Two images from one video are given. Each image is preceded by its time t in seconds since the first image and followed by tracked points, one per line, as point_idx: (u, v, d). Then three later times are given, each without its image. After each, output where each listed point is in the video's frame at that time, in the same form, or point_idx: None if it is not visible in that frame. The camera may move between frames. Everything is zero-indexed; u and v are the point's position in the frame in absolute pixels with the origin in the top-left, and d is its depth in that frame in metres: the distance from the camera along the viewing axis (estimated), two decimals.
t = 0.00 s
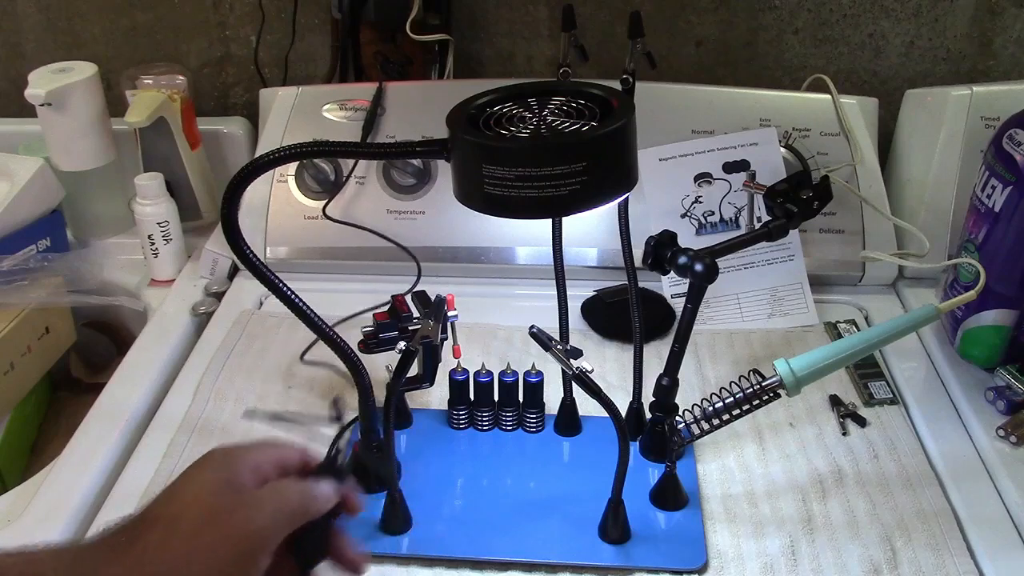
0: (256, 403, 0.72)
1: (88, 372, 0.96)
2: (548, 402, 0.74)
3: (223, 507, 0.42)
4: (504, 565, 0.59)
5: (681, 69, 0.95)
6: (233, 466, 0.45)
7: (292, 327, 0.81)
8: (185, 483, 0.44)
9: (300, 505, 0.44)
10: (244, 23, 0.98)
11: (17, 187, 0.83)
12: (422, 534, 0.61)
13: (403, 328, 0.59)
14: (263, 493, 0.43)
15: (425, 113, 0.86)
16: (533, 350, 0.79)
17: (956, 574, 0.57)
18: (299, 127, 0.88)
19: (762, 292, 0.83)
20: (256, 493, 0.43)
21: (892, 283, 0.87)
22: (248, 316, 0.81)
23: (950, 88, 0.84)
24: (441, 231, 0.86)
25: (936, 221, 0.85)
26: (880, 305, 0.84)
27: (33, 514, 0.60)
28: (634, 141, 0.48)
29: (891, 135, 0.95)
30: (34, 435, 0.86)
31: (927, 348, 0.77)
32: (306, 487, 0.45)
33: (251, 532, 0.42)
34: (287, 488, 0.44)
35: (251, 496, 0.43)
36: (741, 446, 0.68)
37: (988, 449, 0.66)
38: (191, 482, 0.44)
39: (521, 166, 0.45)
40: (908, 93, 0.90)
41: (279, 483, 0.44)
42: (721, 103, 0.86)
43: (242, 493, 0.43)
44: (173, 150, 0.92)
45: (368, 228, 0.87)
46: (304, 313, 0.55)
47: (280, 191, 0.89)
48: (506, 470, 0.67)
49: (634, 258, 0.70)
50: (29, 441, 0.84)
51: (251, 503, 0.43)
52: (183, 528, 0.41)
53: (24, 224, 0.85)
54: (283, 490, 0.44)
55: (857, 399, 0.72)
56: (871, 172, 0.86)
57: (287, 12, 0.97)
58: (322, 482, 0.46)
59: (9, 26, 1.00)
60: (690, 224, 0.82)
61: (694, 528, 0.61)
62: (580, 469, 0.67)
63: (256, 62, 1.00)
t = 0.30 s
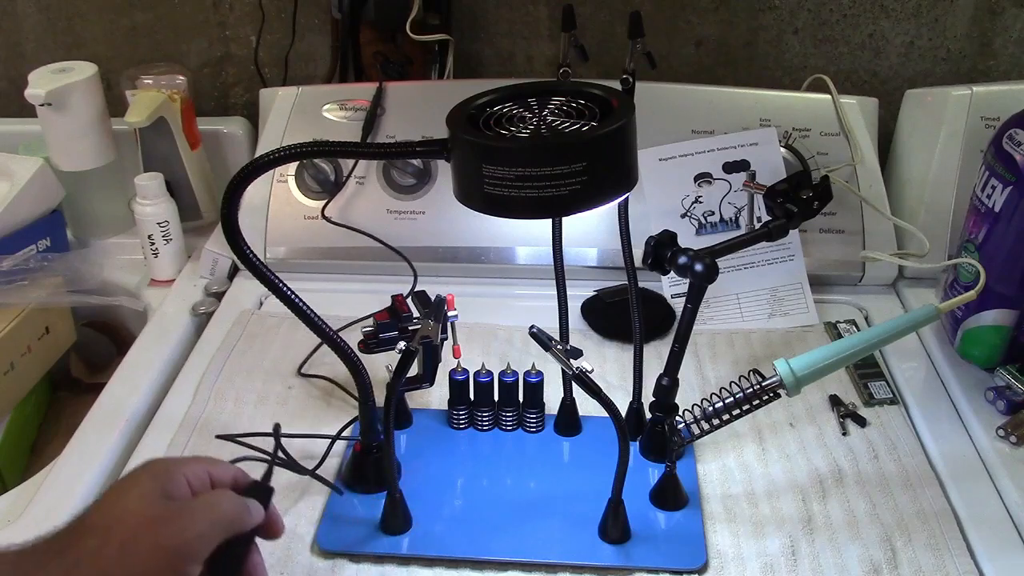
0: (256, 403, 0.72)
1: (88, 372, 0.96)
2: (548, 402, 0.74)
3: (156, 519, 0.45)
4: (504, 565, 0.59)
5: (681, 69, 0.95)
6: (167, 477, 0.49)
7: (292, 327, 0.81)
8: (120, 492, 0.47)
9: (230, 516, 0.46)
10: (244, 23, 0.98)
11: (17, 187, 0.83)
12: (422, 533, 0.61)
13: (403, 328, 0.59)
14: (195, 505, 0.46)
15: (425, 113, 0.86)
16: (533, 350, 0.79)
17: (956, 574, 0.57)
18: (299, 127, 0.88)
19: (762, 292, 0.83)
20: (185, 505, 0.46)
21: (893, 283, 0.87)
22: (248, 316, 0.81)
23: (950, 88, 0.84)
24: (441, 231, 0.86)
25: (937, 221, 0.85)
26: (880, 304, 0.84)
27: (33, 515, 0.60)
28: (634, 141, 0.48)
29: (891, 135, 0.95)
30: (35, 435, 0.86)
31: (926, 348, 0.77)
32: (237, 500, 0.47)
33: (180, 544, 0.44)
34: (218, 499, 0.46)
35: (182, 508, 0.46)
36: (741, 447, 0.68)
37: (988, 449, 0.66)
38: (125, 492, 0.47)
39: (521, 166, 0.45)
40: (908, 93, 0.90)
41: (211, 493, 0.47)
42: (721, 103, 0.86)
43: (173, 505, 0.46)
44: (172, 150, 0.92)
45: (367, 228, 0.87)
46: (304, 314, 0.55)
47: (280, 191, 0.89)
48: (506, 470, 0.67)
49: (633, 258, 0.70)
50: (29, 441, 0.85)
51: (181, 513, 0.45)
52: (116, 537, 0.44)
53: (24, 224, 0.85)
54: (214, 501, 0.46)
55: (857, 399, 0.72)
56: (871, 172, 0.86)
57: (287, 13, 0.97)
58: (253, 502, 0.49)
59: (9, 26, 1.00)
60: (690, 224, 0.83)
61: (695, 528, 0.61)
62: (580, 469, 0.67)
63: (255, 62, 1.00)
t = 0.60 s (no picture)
0: (256, 403, 0.72)
1: (88, 372, 0.96)
2: (548, 402, 0.74)
3: (143, 516, 0.48)
4: (505, 565, 0.59)
5: (681, 69, 0.95)
6: (154, 473, 0.52)
7: (292, 327, 0.81)
8: (108, 487, 0.51)
9: (213, 514, 0.49)
10: (244, 23, 0.98)
11: (17, 187, 0.83)
12: (423, 533, 0.61)
13: (403, 328, 0.59)
14: (178, 502, 0.49)
15: (424, 113, 0.86)
16: (533, 350, 0.79)
17: (956, 574, 0.57)
18: (299, 127, 0.88)
19: (762, 291, 0.83)
20: (171, 500, 0.49)
21: (893, 283, 0.87)
22: (248, 316, 0.81)
23: (949, 88, 0.84)
24: (441, 232, 0.86)
25: (937, 221, 0.85)
26: (880, 304, 0.84)
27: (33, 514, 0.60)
28: (633, 141, 0.48)
29: (891, 135, 0.95)
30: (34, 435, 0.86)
31: (926, 348, 0.77)
32: (222, 496, 0.50)
33: (164, 541, 0.47)
34: (203, 495, 0.49)
35: (167, 504, 0.49)
36: (741, 447, 0.68)
37: (988, 449, 0.66)
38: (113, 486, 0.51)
39: (521, 166, 0.45)
40: (908, 93, 0.90)
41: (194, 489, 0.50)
42: (721, 103, 0.85)
43: (158, 501, 0.49)
44: (172, 150, 0.92)
45: (367, 228, 0.87)
46: (304, 314, 0.55)
47: (280, 191, 0.89)
48: (506, 470, 0.67)
49: (634, 258, 0.70)
50: (29, 441, 0.85)
51: (164, 511, 0.48)
52: (104, 532, 0.48)
53: (24, 224, 0.85)
54: (198, 497, 0.49)
55: (857, 399, 0.72)
56: (871, 172, 0.86)
57: (287, 12, 0.97)
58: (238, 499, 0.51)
59: (9, 26, 1.00)
60: (690, 224, 0.83)
61: (695, 528, 0.61)
62: (579, 470, 0.67)
63: (255, 62, 1.00)
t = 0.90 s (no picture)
0: (256, 403, 0.72)
1: (88, 372, 0.96)
2: (548, 402, 0.74)
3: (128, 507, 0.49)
4: (505, 565, 0.59)
5: (681, 69, 0.95)
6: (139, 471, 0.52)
7: (292, 327, 0.81)
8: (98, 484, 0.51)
9: (198, 504, 0.49)
10: (244, 23, 0.98)
11: (17, 187, 0.83)
12: (423, 533, 0.61)
13: (403, 328, 0.59)
14: (163, 494, 0.49)
15: (424, 113, 0.86)
16: (533, 350, 0.79)
17: (956, 574, 0.57)
18: (299, 127, 0.88)
19: (762, 292, 0.83)
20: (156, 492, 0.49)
21: (893, 284, 0.87)
22: (248, 315, 0.81)
23: (950, 88, 0.84)
24: (441, 231, 0.86)
25: (937, 221, 0.85)
26: (880, 305, 0.84)
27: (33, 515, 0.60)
28: (633, 141, 0.48)
29: (891, 135, 0.95)
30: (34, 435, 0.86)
31: (926, 348, 0.77)
32: (208, 489, 0.50)
33: (148, 531, 0.48)
34: (188, 486, 0.50)
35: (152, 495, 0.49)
36: (741, 447, 0.68)
37: (988, 449, 0.66)
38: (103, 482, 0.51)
39: (521, 166, 0.45)
40: (908, 93, 0.90)
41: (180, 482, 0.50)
42: (721, 103, 0.85)
43: (143, 493, 0.50)
44: (172, 150, 0.92)
45: (367, 228, 0.87)
46: (304, 313, 0.55)
47: (280, 191, 0.89)
48: (506, 470, 0.67)
49: (633, 258, 0.70)
50: (29, 441, 0.85)
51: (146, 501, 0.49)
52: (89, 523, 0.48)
53: (24, 224, 0.85)
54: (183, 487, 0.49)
55: (857, 399, 0.72)
56: (871, 173, 0.86)
57: (287, 12, 0.97)
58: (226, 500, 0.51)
59: (9, 26, 1.00)
60: (690, 224, 0.83)
61: (695, 528, 0.61)
62: (579, 469, 0.67)
63: (255, 62, 1.00)
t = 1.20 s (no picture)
0: (256, 403, 0.72)
1: (88, 372, 0.96)
2: (548, 402, 0.74)
3: (125, 520, 0.49)
4: (505, 565, 0.59)
5: (681, 70, 0.95)
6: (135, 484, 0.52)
7: (291, 327, 0.81)
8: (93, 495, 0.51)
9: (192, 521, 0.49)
10: (244, 23, 0.98)
11: (17, 187, 0.83)
12: (423, 533, 0.61)
13: (403, 328, 0.59)
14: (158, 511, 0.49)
15: (424, 113, 0.86)
16: (533, 350, 0.79)
17: (956, 573, 0.57)
18: (299, 127, 0.88)
19: (762, 291, 0.83)
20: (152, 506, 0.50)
21: (893, 283, 0.87)
22: (248, 315, 0.81)
23: (950, 88, 0.84)
24: (440, 232, 0.86)
25: (937, 221, 0.85)
26: (879, 305, 0.84)
27: (33, 515, 0.60)
28: (633, 141, 0.48)
29: (891, 135, 0.95)
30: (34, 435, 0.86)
31: (926, 348, 0.77)
32: (205, 506, 0.50)
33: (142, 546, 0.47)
34: (183, 501, 0.50)
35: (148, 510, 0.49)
36: (741, 447, 0.68)
37: (987, 449, 0.66)
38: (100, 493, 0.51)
39: (521, 166, 0.45)
40: (908, 93, 0.90)
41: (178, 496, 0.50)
42: (721, 103, 0.85)
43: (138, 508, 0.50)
44: (172, 150, 0.92)
45: (367, 227, 0.87)
46: (304, 313, 0.55)
47: (280, 191, 0.89)
48: (506, 470, 0.67)
49: (634, 258, 0.70)
50: (29, 441, 0.85)
51: (145, 516, 0.48)
52: (88, 536, 0.48)
53: (24, 224, 0.85)
54: (179, 503, 0.50)
55: (857, 399, 0.72)
56: (871, 173, 0.86)
57: (287, 12, 0.97)
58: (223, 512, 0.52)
59: (9, 26, 1.00)
60: (690, 224, 0.83)
61: (695, 528, 0.61)
62: (580, 469, 0.67)
63: (255, 62, 1.00)
